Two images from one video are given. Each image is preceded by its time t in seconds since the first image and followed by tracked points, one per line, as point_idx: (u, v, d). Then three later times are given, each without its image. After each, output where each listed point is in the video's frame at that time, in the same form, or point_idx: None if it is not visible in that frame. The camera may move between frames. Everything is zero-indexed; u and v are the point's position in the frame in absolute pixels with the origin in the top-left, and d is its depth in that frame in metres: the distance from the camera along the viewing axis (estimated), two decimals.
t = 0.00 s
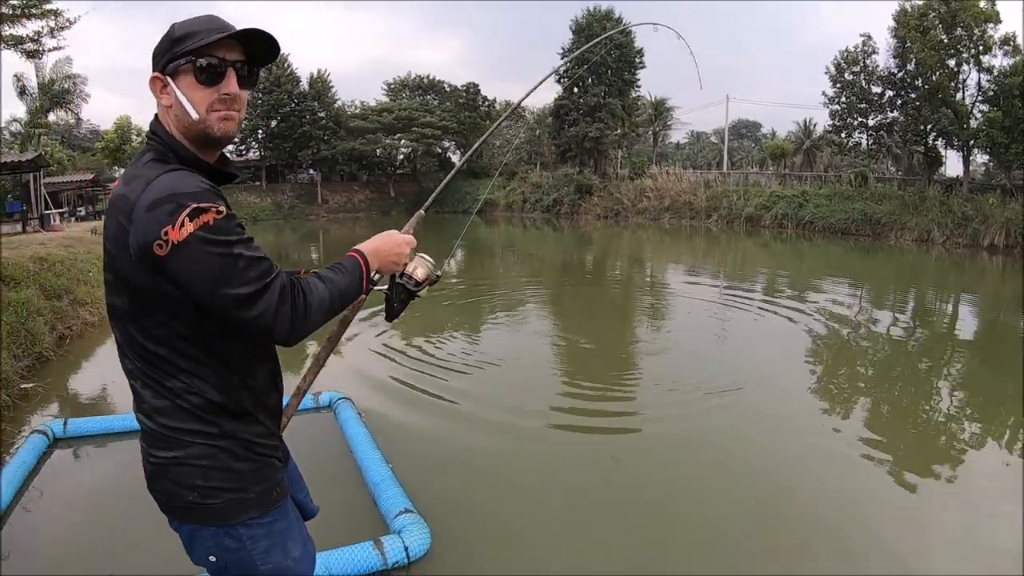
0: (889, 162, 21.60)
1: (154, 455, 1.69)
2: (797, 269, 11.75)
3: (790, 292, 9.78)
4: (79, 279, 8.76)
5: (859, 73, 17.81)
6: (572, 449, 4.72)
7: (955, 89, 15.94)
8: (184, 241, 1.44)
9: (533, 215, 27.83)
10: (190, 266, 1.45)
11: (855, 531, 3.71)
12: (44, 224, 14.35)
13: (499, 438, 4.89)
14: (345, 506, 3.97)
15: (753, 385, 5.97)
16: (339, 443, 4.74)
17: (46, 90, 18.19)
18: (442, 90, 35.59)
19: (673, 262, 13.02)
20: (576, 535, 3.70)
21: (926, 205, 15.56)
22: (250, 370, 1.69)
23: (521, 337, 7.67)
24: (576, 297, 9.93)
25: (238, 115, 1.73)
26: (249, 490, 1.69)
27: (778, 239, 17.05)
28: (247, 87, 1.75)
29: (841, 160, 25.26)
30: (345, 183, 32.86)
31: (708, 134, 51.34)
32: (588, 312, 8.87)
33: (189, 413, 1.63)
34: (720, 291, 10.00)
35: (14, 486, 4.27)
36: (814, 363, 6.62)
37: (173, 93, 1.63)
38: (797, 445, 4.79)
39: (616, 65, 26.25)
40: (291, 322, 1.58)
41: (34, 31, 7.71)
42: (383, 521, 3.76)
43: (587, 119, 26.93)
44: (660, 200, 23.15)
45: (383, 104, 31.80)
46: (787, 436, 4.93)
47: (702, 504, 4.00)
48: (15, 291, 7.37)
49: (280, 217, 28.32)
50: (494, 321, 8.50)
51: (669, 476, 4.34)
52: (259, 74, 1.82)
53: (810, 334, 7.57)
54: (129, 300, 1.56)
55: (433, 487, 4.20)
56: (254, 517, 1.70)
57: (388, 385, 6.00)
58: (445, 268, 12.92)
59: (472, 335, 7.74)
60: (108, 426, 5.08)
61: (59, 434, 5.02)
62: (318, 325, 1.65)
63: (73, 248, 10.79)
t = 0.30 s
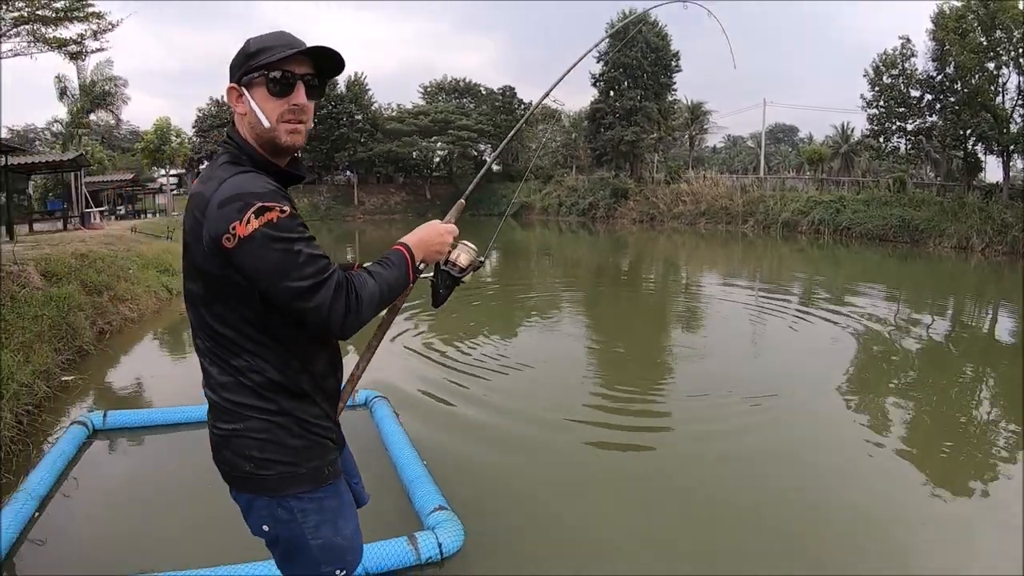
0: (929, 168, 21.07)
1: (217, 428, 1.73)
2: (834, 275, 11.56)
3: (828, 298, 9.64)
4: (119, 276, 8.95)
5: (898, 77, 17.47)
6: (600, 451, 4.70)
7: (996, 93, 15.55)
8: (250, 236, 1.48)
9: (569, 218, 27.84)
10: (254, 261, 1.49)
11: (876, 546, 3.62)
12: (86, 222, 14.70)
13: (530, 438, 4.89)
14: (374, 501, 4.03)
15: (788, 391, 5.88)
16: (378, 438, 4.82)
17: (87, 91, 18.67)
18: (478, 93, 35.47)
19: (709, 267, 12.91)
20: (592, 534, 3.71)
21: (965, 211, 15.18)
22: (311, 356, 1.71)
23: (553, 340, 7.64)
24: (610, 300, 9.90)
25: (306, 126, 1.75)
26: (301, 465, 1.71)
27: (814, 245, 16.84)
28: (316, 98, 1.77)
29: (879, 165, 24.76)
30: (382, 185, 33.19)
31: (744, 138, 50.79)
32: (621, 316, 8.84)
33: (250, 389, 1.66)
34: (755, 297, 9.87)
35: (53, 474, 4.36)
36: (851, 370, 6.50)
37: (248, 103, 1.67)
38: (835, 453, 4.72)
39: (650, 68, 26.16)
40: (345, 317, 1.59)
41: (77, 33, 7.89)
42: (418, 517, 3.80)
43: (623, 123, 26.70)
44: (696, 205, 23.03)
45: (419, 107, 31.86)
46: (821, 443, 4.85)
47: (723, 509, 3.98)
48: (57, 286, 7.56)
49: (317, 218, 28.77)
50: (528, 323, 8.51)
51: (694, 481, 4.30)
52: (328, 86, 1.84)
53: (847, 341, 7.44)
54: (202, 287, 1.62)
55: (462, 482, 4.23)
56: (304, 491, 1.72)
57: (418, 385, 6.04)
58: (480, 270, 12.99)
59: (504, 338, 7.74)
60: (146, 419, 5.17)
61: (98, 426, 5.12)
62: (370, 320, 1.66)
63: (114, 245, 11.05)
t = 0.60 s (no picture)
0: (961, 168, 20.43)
1: (261, 409, 1.76)
2: (863, 277, 11.41)
3: (858, 300, 9.52)
4: (151, 272, 9.10)
5: (929, 75, 17.19)
6: (622, 451, 4.69)
7: None
8: (298, 226, 1.51)
9: (598, 218, 27.78)
10: (300, 252, 1.51)
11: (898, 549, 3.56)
12: (119, 220, 14.99)
13: (554, 437, 4.90)
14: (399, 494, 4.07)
15: (816, 393, 5.82)
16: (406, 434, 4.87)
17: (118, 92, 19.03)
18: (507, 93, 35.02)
19: (738, 268, 12.82)
20: (610, 532, 3.71)
21: (997, 213, 14.88)
22: (354, 345, 1.73)
23: (577, 340, 7.62)
24: (638, 301, 9.88)
25: (355, 125, 1.77)
26: (337, 449, 1.71)
27: (844, 247, 16.65)
28: (363, 101, 1.78)
29: (911, 165, 24.32)
30: (412, 185, 33.41)
31: (775, 138, 50.22)
32: (649, 317, 8.81)
33: (294, 373, 1.69)
34: (784, 298, 9.77)
35: (85, 464, 4.45)
36: (880, 373, 6.41)
37: (299, 102, 1.69)
38: (865, 455, 4.65)
39: (678, 68, 26.21)
40: (384, 309, 1.60)
41: (110, 34, 8.02)
42: (444, 512, 3.84)
43: (652, 123, 26.59)
44: (726, 205, 22.88)
45: (448, 107, 31.94)
46: (848, 446, 4.79)
47: (745, 509, 3.95)
48: (91, 282, 7.71)
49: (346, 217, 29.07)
50: (556, 322, 8.53)
51: (717, 481, 4.27)
52: (375, 90, 1.86)
53: (875, 343, 7.34)
54: (253, 275, 1.65)
55: (485, 478, 4.26)
56: (337, 474, 1.71)
57: (441, 383, 6.06)
58: (509, 269, 13.03)
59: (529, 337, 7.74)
60: (176, 412, 5.27)
61: (130, 418, 5.24)
62: (406, 313, 1.67)
63: (146, 242, 11.25)
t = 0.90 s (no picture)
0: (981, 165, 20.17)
1: (273, 402, 1.77)
2: (882, 275, 11.31)
3: (875, 298, 9.45)
4: (169, 269, 9.18)
5: (947, 72, 17.01)
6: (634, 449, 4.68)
7: None
8: (306, 220, 1.50)
9: (614, 216, 27.60)
10: (309, 246, 1.51)
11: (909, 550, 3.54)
12: (138, 217, 15.14)
13: (566, 436, 4.89)
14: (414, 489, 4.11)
15: (831, 393, 5.77)
16: (421, 431, 4.90)
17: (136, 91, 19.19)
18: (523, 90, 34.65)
19: (755, 266, 12.76)
20: (621, 530, 3.72)
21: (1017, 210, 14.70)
22: (365, 341, 1.72)
23: (590, 338, 7.59)
24: (654, 298, 9.86)
25: (368, 118, 1.77)
26: (346, 445, 1.70)
27: (863, 245, 16.51)
28: (377, 93, 1.79)
29: (930, 162, 24.04)
30: (427, 182, 33.49)
31: (793, 136, 49.84)
32: (664, 315, 8.78)
33: (305, 366, 1.69)
34: (800, 297, 9.69)
35: (103, 457, 4.51)
36: (898, 372, 6.36)
37: (312, 95, 1.69)
38: (879, 455, 4.62)
39: (695, 65, 26.19)
40: (391, 305, 1.59)
41: (128, 33, 8.09)
42: (458, 506, 3.87)
43: (668, 120, 26.55)
44: (742, 203, 22.75)
45: (464, 105, 31.98)
46: (863, 446, 4.75)
47: (755, 508, 3.94)
48: (109, 278, 7.79)
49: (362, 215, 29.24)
50: (571, 320, 8.53)
51: (729, 480, 4.26)
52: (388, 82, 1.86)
53: (892, 342, 7.28)
54: (265, 267, 1.66)
55: (499, 476, 4.28)
56: (344, 472, 1.70)
57: (453, 381, 6.06)
58: (525, 267, 13.05)
59: (543, 336, 7.74)
60: (193, 406, 5.34)
61: (148, 412, 5.31)
62: (414, 309, 1.66)
63: (164, 239, 11.34)
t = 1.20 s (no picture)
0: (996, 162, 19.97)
1: (269, 395, 1.70)
2: (896, 273, 11.23)
3: (887, 296, 9.37)
4: (180, 263, 9.24)
5: (961, 68, 16.89)
6: (643, 449, 4.66)
7: None
8: (317, 213, 1.45)
9: (626, 211, 27.47)
10: (319, 241, 1.45)
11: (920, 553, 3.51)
12: (151, 212, 15.26)
13: (574, 434, 4.88)
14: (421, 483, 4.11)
15: (843, 391, 5.73)
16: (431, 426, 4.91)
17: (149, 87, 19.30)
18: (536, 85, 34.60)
19: (768, 263, 12.70)
20: (626, 531, 3.70)
21: None
22: (369, 337, 1.66)
23: (599, 335, 7.55)
24: (665, 295, 9.83)
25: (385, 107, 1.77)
26: (342, 443, 1.63)
27: (876, 242, 16.41)
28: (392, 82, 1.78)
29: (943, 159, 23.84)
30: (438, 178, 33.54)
31: (806, 132, 49.54)
32: (675, 311, 8.75)
33: (305, 361, 1.62)
34: (812, 294, 9.62)
35: (115, 448, 4.54)
36: (911, 371, 6.30)
37: (330, 83, 1.67)
38: (892, 455, 4.58)
39: (707, 60, 26.10)
40: (401, 304, 1.53)
41: (139, 30, 8.13)
42: (465, 499, 3.88)
43: (680, 116, 26.46)
44: (754, 199, 22.65)
45: (475, 100, 31.94)
46: (873, 446, 4.70)
47: (764, 509, 3.92)
48: (122, 272, 7.85)
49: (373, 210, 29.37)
50: (582, 316, 8.51)
51: (739, 480, 4.23)
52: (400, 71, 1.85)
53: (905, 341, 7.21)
54: (270, 258, 1.60)
55: (507, 474, 4.28)
56: (341, 470, 1.62)
57: (461, 378, 6.05)
58: (537, 263, 13.04)
59: (553, 332, 7.72)
60: (204, 399, 5.38)
61: (159, 404, 5.34)
62: (424, 309, 1.60)
63: (177, 233, 11.43)
